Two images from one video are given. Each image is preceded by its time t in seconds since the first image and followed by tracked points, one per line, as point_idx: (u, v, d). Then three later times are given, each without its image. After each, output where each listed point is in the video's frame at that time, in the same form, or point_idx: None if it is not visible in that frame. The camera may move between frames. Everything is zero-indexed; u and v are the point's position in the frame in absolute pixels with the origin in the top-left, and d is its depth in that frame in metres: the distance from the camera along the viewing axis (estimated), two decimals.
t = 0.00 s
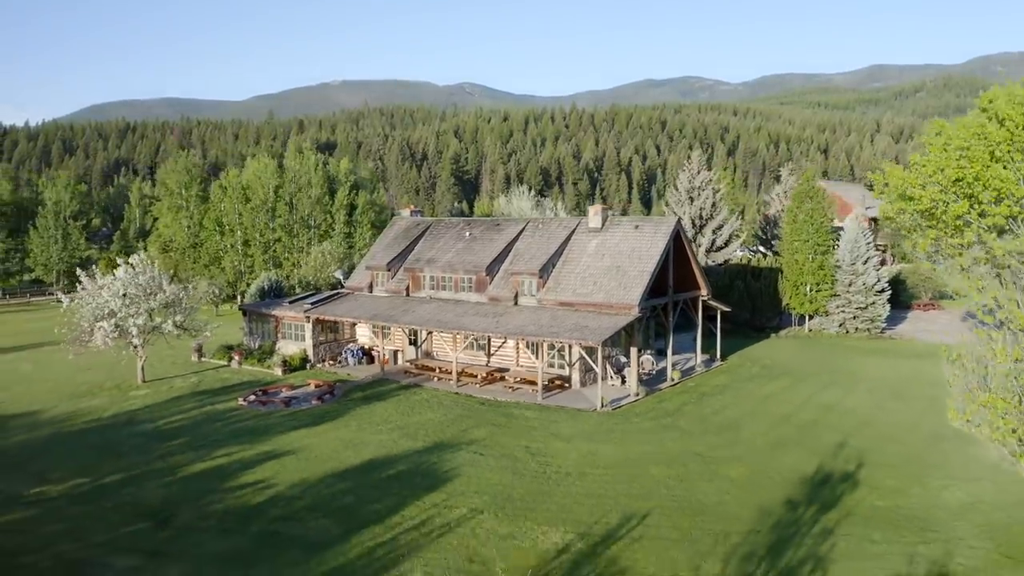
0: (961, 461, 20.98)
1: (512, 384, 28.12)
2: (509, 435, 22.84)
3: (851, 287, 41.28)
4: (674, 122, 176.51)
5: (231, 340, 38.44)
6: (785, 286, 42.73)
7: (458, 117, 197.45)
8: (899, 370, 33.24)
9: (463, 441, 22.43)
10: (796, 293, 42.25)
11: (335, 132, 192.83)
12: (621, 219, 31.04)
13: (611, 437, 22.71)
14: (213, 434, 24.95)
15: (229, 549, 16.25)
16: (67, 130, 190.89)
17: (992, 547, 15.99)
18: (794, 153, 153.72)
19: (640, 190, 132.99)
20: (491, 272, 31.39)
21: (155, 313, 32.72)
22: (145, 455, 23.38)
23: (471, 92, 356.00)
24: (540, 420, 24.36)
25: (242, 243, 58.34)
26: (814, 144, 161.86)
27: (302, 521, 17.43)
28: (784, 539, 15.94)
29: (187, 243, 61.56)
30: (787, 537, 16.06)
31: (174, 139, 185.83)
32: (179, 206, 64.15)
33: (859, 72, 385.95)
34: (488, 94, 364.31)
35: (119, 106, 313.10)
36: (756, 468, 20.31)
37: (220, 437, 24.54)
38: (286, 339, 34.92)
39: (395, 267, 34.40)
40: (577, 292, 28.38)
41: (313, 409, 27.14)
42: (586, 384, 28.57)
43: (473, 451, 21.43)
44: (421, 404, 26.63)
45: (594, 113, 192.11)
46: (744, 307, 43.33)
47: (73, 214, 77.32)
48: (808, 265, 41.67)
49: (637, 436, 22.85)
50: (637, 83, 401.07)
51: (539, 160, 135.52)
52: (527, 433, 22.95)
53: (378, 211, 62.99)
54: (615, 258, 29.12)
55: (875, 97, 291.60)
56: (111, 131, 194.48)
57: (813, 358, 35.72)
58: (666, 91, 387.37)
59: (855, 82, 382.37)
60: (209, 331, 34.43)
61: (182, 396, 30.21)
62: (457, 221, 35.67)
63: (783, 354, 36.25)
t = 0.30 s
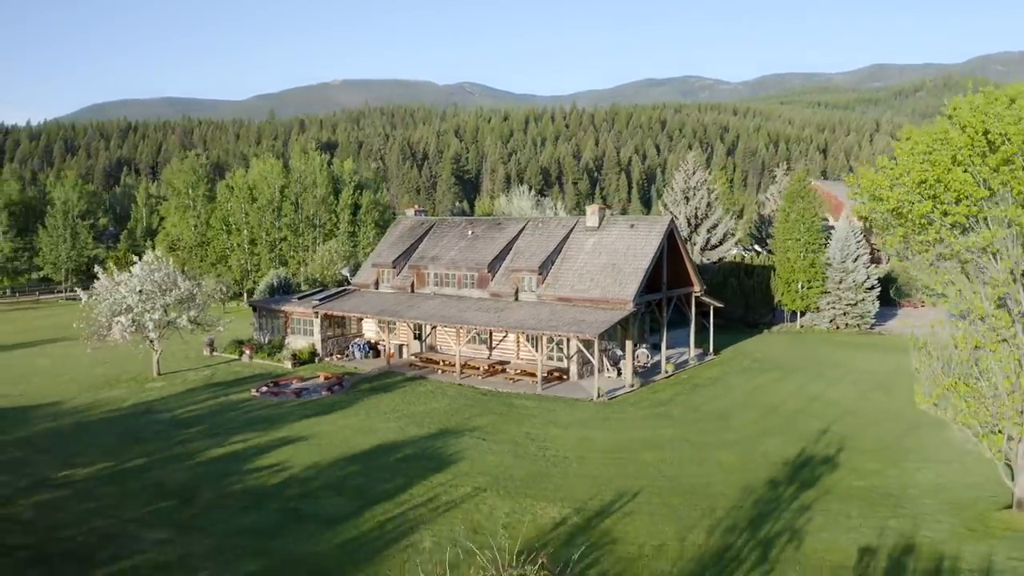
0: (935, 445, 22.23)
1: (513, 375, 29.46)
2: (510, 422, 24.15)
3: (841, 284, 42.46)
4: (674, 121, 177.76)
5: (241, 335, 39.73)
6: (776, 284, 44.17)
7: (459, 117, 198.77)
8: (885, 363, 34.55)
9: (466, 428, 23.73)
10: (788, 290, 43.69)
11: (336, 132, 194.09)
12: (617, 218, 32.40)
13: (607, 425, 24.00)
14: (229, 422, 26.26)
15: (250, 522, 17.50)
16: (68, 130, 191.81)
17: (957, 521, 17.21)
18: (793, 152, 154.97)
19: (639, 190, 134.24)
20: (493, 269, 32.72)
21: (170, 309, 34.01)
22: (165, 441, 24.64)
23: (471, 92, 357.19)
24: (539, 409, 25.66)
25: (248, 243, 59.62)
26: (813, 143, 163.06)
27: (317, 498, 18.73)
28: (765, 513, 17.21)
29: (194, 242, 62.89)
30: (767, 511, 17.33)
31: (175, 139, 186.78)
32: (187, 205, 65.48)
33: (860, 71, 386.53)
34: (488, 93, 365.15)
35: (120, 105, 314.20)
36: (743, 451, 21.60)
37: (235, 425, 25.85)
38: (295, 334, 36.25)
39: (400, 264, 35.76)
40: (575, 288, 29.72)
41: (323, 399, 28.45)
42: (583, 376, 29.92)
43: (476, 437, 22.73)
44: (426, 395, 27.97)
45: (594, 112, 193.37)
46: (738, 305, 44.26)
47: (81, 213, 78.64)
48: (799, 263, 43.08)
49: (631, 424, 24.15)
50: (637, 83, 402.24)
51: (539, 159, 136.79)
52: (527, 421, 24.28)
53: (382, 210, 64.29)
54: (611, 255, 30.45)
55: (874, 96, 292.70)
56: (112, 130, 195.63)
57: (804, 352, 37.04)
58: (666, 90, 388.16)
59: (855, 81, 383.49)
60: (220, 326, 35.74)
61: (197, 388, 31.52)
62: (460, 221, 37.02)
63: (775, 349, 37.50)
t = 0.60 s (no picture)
0: (912, 428, 23.53)
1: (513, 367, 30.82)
2: (510, 411, 25.44)
3: (832, 281, 43.47)
4: (674, 121, 178.88)
5: (251, 330, 41.10)
6: (769, 281, 45.34)
7: (460, 117, 199.94)
8: (872, 356, 35.83)
9: (470, 416, 25.04)
10: (780, 287, 44.93)
11: (336, 131, 195.29)
12: (614, 218, 33.76)
13: (602, 413, 25.32)
14: (243, 411, 27.58)
15: (269, 499, 18.80)
16: (70, 130, 193.02)
17: (926, 497, 18.53)
18: (792, 152, 156.04)
19: (639, 189, 135.36)
20: (494, 267, 34.06)
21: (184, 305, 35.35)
22: (184, 427, 25.96)
23: (472, 92, 358.27)
24: (538, 398, 26.98)
25: (255, 241, 60.96)
26: (812, 142, 164.18)
27: (331, 479, 20.05)
28: (748, 491, 18.52)
29: (202, 241, 64.22)
30: (750, 489, 18.65)
31: (177, 139, 188.06)
32: (193, 204, 66.79)
33: (861, 71, 387.35)
34: (489, 92, 366.25)
35: (120, 105, 315.15)
36: (730, 437, 22.93)
37: (250, 414, 27.15)
38: (303, 329, 37.63)
39: (405, 262, 37.14)
40: (573, 284, 31.08)
41: (332, 390, 29.77)
42: (581, 368, 31.27)
43: (479, 424, 24.05)
44: (431, 386, 29.29)
45: (594, 112, 194.46)
46: (732, 302, 46.10)
47: (88, 213, 79.99)
48: (791, 261, 44.46)
49: (626, 412, 25.45)
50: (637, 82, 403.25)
51: (539, 159, 137.97)
52: (527, 410, 25.58)
53: (385, 209, 65.58)
54: (607, 253, 31.80)
55: (874, 96, 293.68)
56: (114, 130, 196.83)
57: (794, 346, 38.35)
58: (667, 90, 389.33)
59: (855, 80, 384.36)
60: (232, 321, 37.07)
61: (210, 380, 32.84)
62: (462, 220, 38.34)
63: (767, 344, 38.81)
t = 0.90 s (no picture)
0: (893, 414, 24.84)
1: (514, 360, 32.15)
2: (511, 401, 26.74)
3: (823, 279, 44.60)
4: (674, 121, 180.02)
5: (260, 325, 42.42)
6: (762, 279, 46.64)
7: (460, 117, 201.09)
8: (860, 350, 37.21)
9: (472, 405, 26.33)
10: (773, 284, 46.22)
11: (337, 131, 196.40)
12: (611, 217, 35.11)
13: (598, 402, 26.63)
14: (256, 401, 28.88)
15: (285, 480, 20.09)
16: (72, 130, 194.04)
17: (899, 477, 19.83)
18: (791, 152, 157.15)
19: (639, 189, 136.51)
20: (495, 264, 35.41)
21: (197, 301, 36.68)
22: (200, 415, 27.26)
23: (472, 91, 359.39)
24: (538, 389, 28.29)
25: (261, 240, 62.28)
26: (811, 142, 165.29)
27: (343, 461, 21.35)
28: (733, 472, 19.81)
29: (208, 240, 65.52)
30: (735, 470, 19.93)
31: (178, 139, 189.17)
32: (200, 204, 68.11)
33: (860, 71, 388.16)
34: (489, 92, 367.03)
35: (121, 104, 316.29)
36: (719, 424, 24.25)
37: (262, 403, 28.45)
38: (311, 324, 38.97)
39: (409, 260, 38.48)
40: (571, 280, 32.43)
41: (340, 382, 31.07)
42: (579, 361, 32.60)
43: (481, 412, 25.34)
44: (435, 378, 30.60)
45: (594, 112, 195.55)
46: (725, 299, 47.83)
47: (95, 212, 81.31)
48: (783, 259, 45.66)
49: (621, 402, 26.76)
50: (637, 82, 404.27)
51: (539, 159, 139.13)
52: (527, 400, 26.88)
53: (388, 209, 66.90)
54: (604, 251, 33.14)
55: (874, 95, 294.48)
56: (116, 130, 197.93)
57: (786, 341, 39.68)
58: (667, 90, 390.19)
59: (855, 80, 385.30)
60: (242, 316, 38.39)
61: (222, 373, 34.14)
62: (464, 219, 39.67)
63: (760, 339, 40.11)
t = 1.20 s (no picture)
0: (871, 401, 26.38)
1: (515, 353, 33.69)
2: (512, 390, 28.23)
3: (814, 276, 46.07)
4: (674, 121, 181.43)
5: (269, 320, 43.94)
6: (755, 276, 48.24)
7: (461, 117, 202.44)
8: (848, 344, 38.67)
9: (475, 394, 27.82)
10: (765, 280, 47.75)
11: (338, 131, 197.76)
12: (607, 216, 36.64)
13: (594, 391, 28.14)
14: (270, 390, 30.39)
15: (302, 460, 21.59)
16: (75, 129, 195.35)
17: (873, 456, 21.34)
18: (790, 151, 158.54)
19: (639, 189, 137.89)
20: (497, 261, 36.95)
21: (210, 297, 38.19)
22: (217, 403, 28.77)
23: (472, 91, 360.72)
24: (537, 380, 29.79)
25: (267, 239, 63.87)
26: (810, 142, 166.65)
27: (355, 444, 22.87)
28: (718, 453, 21.32)
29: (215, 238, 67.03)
30: (720, 451, 21.44)
31: (180, 139, 190.56)
32: (207, 203, 69.63)
33: (861, 70, 389.15)
34: (489, 92, 368.49)
35: (122, 104, 317.43)
36: (708, 411, 25.75)
37: (276, 393, 29.96)
38: (320, 319, 40.50)
39: (414, 257, 40.01)
40: (569, 277, 34.01)
41: (349, 373, 32.58)
42: (576, 354, 34.14)
43: (483, 400, 26.85)
44: (439, 369, 32.11)
45: (594, 112, 196.94)
46: (719, 295, 48.63)
47: (103, 211, 82.81)
48: (775, 257, 47.23)
49: (616, 391, 28.28)
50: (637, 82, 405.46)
51: (540, 159, 140.52)
52: (526, 389, 28.38)
53: (392, 208, 68.40)
54: (601, 248, 34.69)
55: (874, 95, 295.64)
56: (118, 130, 199.15)
57: (777, 335, 41.18)
58: (667, 89, 391.37)
59: (854, 79, 386.68)
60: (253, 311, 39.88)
61: (235, 365, 35.64)
62: (467, 218, 41.21)
63: (752, 334, 41.61)
